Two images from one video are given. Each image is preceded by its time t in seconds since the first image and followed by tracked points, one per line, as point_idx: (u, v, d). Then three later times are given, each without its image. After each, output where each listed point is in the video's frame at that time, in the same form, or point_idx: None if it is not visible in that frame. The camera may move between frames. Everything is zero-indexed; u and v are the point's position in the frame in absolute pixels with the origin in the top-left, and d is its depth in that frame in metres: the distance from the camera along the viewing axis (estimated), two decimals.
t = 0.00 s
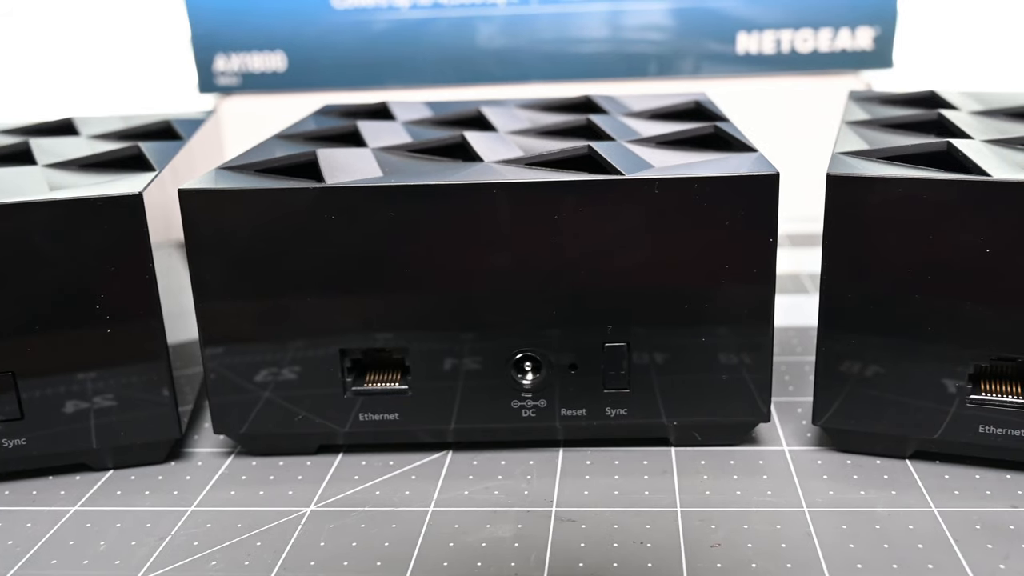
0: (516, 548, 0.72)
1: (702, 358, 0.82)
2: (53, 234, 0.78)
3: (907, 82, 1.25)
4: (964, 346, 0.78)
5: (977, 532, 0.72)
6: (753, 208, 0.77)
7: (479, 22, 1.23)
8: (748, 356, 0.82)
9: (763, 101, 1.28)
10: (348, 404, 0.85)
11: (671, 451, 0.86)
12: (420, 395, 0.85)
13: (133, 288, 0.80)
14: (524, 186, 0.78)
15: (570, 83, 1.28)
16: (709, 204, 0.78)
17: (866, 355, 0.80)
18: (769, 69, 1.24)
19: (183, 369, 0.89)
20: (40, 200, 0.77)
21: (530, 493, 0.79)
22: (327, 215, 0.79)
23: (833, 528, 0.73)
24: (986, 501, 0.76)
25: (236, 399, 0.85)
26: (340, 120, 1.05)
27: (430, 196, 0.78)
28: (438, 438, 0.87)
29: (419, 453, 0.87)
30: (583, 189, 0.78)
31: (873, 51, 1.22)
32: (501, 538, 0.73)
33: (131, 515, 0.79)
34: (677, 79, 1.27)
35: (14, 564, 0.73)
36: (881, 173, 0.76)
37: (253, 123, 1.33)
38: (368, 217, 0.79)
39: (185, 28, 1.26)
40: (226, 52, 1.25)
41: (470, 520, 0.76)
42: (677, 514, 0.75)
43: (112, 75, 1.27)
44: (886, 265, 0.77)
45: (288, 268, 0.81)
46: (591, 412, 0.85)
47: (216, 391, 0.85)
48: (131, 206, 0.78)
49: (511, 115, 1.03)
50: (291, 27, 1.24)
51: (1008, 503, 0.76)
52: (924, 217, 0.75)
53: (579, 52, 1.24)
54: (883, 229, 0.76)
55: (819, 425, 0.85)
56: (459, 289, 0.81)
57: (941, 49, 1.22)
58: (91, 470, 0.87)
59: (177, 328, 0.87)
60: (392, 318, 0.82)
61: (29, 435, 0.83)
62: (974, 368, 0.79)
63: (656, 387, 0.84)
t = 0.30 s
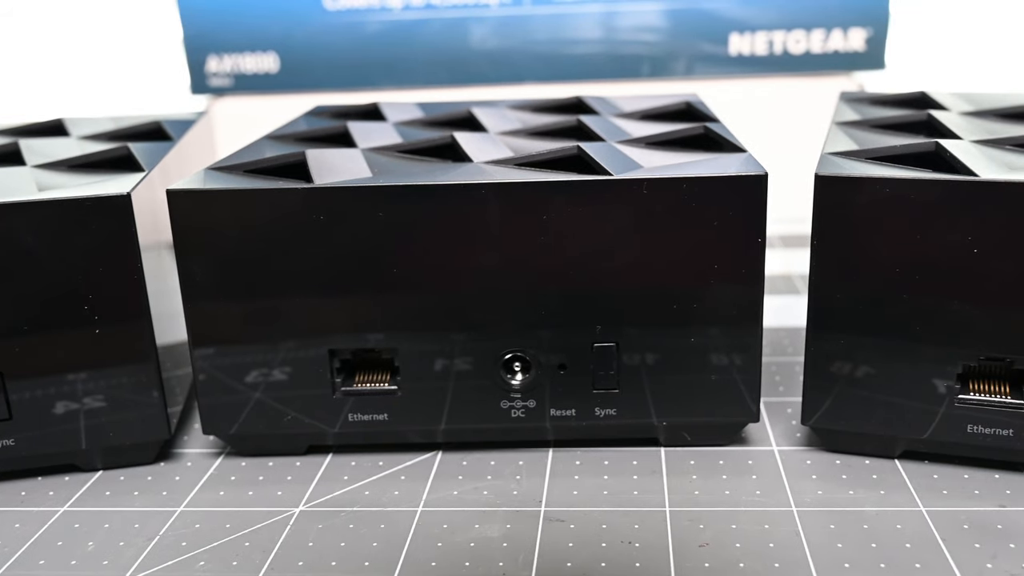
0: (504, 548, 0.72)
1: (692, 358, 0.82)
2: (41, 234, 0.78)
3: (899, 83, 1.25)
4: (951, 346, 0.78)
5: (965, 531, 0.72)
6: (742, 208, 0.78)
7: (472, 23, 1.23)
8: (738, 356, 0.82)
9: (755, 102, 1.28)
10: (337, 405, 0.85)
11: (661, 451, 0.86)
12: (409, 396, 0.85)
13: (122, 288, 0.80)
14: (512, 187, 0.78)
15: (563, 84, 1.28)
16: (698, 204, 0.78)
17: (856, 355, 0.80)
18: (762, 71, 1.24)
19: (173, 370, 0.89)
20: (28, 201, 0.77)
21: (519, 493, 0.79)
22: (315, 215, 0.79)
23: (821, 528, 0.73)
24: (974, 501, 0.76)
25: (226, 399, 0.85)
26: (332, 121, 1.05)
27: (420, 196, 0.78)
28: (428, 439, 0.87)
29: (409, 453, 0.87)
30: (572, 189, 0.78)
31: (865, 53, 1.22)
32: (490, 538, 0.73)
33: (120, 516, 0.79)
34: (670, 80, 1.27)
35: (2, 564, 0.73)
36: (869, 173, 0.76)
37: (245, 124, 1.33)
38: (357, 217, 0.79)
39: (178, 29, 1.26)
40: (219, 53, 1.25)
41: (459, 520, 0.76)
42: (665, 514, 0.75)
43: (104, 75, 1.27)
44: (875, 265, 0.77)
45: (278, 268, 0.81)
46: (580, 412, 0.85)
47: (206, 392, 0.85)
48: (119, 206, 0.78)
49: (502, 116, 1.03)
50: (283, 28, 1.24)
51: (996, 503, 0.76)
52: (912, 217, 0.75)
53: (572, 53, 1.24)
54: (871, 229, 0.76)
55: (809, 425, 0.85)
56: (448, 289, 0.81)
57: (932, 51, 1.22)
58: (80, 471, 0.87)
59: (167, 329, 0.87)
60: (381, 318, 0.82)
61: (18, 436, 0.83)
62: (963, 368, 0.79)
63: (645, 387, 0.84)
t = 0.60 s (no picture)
0: (496, 547, 0.71)
1: (685, 357, 0.82)
2: (32, 234, 0.78)
3: (895, 83, 1.25)
4: (944, 345, 0.78)
5: (957, 530, 0.72)
6: (735, 207, 0.78)
7: (467, 23, 1.23)
8: (732, 356, 0.82)
9: (751, 103, 1.28)
10: (331, 405, 0.85)
11: (654, 451, 0.86)
12: (402, 396, 0.85)
13: (113, 288, 0.80)
14: (504, 186, 0.78)
15: (558, 85, 1.28)
16: (690, 203, 0.78)
17: (850, 354, 0.80)
18: (758, 70, 1.24)
19: (166, 370, 0.89)
20: (19, 200, 0.77)
21: (512, 493, 0.79)
22: (307, 214, 0.79)
23: (814, 527, 0.73)
24: (967, 500, 0.76)
25: (219, 399, 0.85)
26: (325, 121, 1.04)
27: (412, 195, 0.78)
28: (421, 439, 0.87)
29: (402, 453, 0.87)
30: (565, 189, 0.78)
31: (860, 53, 1.22)
32: (482, 537, 0.73)
33: (112, 516, 0.78)
34: (665, 80, 1.27)
35: None
36: (862, 172, 0.76)
37: (240, 124, 1.33)
38: (349, 217, 0.79)
39: (172, 29, 1.26)
40: (213, 53, 1.25)
41: (451, 519, 0.75)
42: (658, 513, 0.75)
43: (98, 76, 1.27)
44: (867, 264, 0.77)
45: (270, 268, 0.80)
46: (573, 411, 0.85)
47: (199, 392, 0.85)
48: (111, 206, 0.78)
49: (495, 116, 1.03)
50: (277, 28, 1.24)
51: (989, 502, 0.76)
52: (905, 216, 0.75)
53: (567, 54, 1.24)
54: (864, 229, 0.76)
55: (802, 424, 0.85)
56: (441, 289, 0.81)
57: (928, 51, 1.22)
58: (73, 471, 0.87)
59: (160, 329, 0.87)
60: (374, 318, 0.82)
61: (10, 436, 0.83)
62: (955, 367, 0.79)
63: (639, 387, 0.84)
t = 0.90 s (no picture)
0: (488, 547, 0.71)
1: (678, 357, 0.82)
2: (23, 234, 0.77)
3: (890, 84, 1.25)
4: (937, 345, 0.78)
5: (950, 530, 0.72)
6: (727, 207, 0.77)
7: (463, 24, 1.23)
8: (727, 357, 0.82)
9: (746, 103, 1.28)
10: (323, 405, 0.85)
11: (647, 451, 0.86)
12: (395, 396, 0.85)
13: (105, 288, 0.80)
14: (497, 186, 0.77)
15: (553, 86, 1.28)
16: (683, 203, 0.77)
17: (844, 355, 0.80)
18: (754, 71, 1.24)
19: (159, 371, 0.89)
20: (10, 200, 0.77)
21: (505, 493, 0.79)
22: (299, 214, 0.79)
23: (807, 527, 0.73)
24: (960, 500, 0.76)
25: (212, 400, 0.85)
26: (319, 121, 1.04)
27: (404, 195, 0.78)
28: (414, 439, 0.87)
29: (394, 454, 0.87)
30: (557, 188, 0.77)
31: (856, 53, 1.22)
32: (474, 538, 0.73)
33: (103, 516, 0.78)
34: (661, 81, 1.27)
35: None
36: (855, 171, 0.76)
37: (234, 125, 1.32)
38: (341, 217, 0.79)
39: (167, 30, 1.25)
40: (208, 54, 1.25)
41: (444, 520, 0.75)
42: (651, 514, 0.75)
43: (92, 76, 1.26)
44: (860, 264, 0.77)
45: (262, 268, 0.80)
46: (566, 412, 0.85)
47: (191, 393, 0.84)
48: (102, 206, 0.78)
49: (489, 116, 1.03)
50: (272, 29, 1.24)
51: (982, 502, 0.76)
52: (897, 216, 0.75)
53: (562, 54, 1.24)
54: (857, 228, 0.76)
55: (795, 424, 0.85)
56: (433, 289, 0.81)
57: (923, 51, 1.22)
58: (64, 472, 0.86)
59: (153, 330, 0.87)
60: (367, 318, 0.82)
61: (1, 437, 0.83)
62: (948, 367, 0.79)
63: (632, 387, 0.84)
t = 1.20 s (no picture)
0: (477, 548, 0.71)
1: (669, 357, 0.82)
2: (10, 234, 0.77)
3: (884, 84, 1.25)
4: (928, 344, 0.77)
5: (941, 529, 0.72)
6: (717, 207, 0.77)
7: (456, 25, 1.23)
8: (718, 356, 0.82)
9: (740, 104, 1.28)
10: (313, 405, 0.85)
11: (638, 451, 0.85)
12: (385, 396, 0.84)
13: (92, 288, 0.79)
14: (486, 186, 0.77)
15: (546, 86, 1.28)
16: (673, 202, 0.77)
17: (835, 354, 0.80)
18: (748, 72, 1.24)
19: (148, 371, 0.88)
20: None
21: (495, 493, 0.79)
22: (288, 213, 0.78)
23: (797, 527, 0.72)
24: (951, 499, 0.76)
25: (202, 400, 0.85)
26: (310, 121, 1.04)
27: (393, 195, 0.78)
28: (404, 440, 0.87)
29: (384, 454, 0.86)
30: (547, 188, 0.77)
31: (850, 54, 1.22)
32: (463, 538, 0.72)
33: (91, 517, 0.78)
34: (654, 81, 1.27)
35: None
36: (845, 170, 0.75)
37: (227, 125, 1.32)
38: (330, 217, 0.78)
39: (159, 31, 1.25)
40: (200, 55, 1.25)
41: (433, 520, 0.75)
42: (641, 513, 0.75)
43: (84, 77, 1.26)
44: (850, 263, 0.77)
45: (250, 268, 0.80)
46: (557, 412, 0.84)
47: (181, 393, 0.84)
48: (90, 205, 0.77)
49: (481, 116, 1.03)
50: (264, 29, 1.24)
51: (973, 501, 0.75)
52: (887, 214, 0.75)
53: (556, 54, 1.24)
54: (847, 227, 0.76)
55: (787, 424, 0.84)
56: (422, 289, 0.80)
57: (917, 51, 1.22)
58: (53, 473, 0.86)
59: (142, 330, 0.87)
60: (356, 318, 0.82)
61: None
62: (939, 366, 0.79)
63: (623, 386, 0.83)
